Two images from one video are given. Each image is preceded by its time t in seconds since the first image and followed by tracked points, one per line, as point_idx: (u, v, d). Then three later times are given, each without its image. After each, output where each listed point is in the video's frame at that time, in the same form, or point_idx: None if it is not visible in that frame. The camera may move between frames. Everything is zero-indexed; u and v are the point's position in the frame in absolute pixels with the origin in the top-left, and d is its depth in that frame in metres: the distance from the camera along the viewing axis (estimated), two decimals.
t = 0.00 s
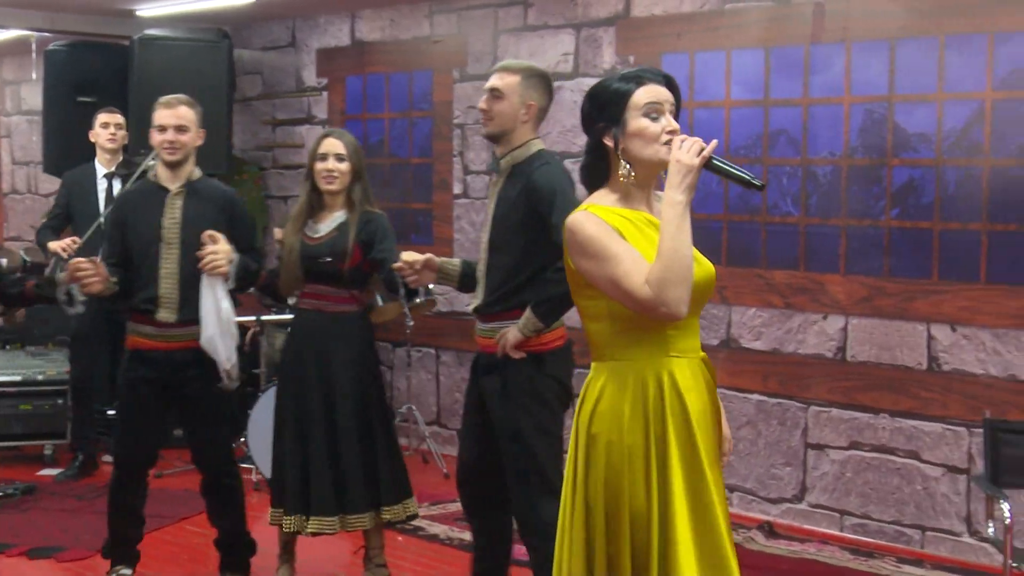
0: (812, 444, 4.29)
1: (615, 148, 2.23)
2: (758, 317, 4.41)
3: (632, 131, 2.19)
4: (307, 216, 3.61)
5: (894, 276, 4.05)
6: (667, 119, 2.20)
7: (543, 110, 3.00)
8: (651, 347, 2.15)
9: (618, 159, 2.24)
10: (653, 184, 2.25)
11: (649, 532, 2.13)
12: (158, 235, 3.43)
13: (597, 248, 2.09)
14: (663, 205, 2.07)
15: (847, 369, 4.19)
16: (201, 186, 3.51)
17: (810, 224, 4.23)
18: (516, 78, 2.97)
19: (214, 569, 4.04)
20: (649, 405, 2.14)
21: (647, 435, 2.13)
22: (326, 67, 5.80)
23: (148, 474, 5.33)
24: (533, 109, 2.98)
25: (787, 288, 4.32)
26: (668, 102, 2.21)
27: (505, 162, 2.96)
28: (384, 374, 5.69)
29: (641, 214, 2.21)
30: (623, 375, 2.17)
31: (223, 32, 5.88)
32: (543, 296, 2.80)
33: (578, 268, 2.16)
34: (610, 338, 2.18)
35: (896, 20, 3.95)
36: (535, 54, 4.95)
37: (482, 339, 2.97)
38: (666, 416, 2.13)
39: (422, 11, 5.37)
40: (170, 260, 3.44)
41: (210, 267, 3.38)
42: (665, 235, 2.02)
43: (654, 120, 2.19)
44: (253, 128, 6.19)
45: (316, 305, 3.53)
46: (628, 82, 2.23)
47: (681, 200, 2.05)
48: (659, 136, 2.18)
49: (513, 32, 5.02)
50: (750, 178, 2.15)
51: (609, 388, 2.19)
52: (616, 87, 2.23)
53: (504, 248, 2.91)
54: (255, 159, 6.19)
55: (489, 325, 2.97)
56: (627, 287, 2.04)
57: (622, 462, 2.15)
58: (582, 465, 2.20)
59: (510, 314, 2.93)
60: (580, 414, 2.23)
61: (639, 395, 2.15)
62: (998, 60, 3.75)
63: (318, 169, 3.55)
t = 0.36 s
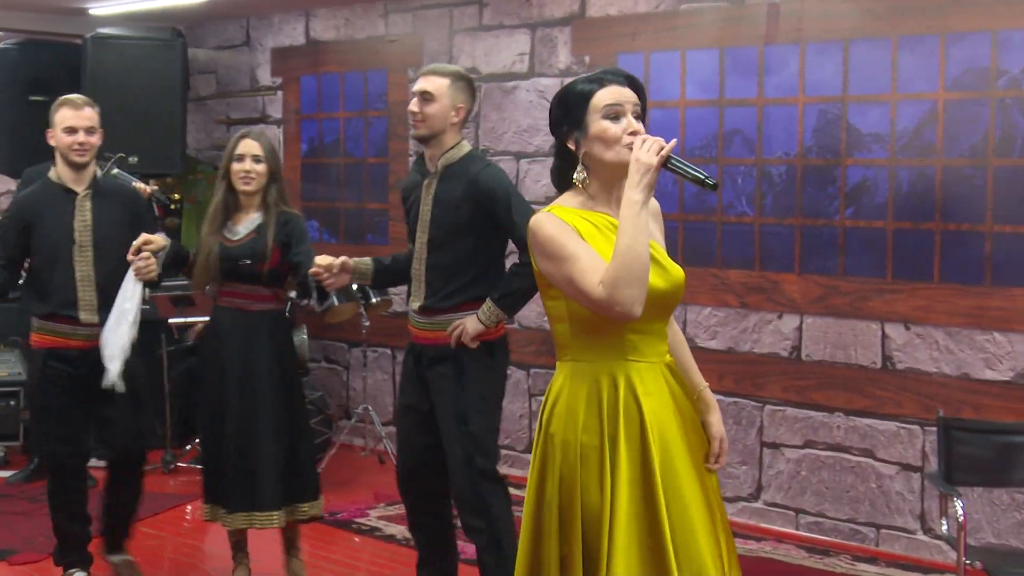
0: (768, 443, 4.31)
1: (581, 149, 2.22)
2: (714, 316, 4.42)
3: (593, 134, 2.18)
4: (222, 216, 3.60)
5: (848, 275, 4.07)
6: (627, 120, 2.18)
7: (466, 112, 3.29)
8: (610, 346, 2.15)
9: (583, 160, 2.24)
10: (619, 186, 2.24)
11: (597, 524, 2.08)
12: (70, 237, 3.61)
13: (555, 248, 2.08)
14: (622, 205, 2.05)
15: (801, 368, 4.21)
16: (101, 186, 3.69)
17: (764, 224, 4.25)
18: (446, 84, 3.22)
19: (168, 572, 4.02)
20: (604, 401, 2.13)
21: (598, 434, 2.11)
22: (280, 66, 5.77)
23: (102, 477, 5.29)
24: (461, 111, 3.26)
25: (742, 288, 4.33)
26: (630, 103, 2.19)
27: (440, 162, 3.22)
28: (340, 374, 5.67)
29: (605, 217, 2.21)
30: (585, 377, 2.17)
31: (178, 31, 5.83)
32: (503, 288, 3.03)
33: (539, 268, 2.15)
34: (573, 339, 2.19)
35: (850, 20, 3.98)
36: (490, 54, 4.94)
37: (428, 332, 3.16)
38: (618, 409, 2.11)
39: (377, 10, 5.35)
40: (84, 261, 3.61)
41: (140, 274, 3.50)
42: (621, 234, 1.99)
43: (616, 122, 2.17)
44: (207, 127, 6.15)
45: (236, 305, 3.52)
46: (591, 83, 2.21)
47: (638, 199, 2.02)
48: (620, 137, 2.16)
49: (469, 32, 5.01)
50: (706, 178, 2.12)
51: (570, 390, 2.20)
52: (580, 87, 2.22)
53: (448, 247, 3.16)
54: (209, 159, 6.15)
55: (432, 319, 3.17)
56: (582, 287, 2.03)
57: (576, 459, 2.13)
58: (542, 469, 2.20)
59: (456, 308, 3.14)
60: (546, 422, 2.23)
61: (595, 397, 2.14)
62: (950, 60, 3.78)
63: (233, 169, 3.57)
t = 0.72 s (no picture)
0: (728, 442, 4.32)
1: (581, 147, 2.23)
2: (674, 316, 4.42)
3: (597, 133, 2.18)
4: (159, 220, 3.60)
5: (808, 274, 4.08)
6: (631, 121, 2.19)
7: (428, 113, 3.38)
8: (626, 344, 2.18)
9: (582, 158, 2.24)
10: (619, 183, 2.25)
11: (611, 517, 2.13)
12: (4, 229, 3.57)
13: (561, 247, 2.10)
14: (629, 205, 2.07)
15: (761, 367, 4.22)
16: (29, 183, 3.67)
17: (724, 224, 4.26)
18: (410, 84, 3.33)
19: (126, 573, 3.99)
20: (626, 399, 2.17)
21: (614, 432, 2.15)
22: (240, 66, 5.75)
23: (59, 478, 5.24)
24: (424, 111, 3.36)
25: (703, 288, 4.34)
26: (634, 105, 2.20)
27: (404, 158, 3.29)
28: (301, 374, 5.64)
29: (604, 216, 2.22)
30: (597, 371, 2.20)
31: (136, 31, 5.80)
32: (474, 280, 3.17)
33: (542, 266, 2.17)
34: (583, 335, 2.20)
35: (809, 21, 3.99)
36: (451, 54, 4.93)
37: (394, 331, 3.21)
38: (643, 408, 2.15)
39: (337, 10, 5.32)
40: (19, 254, 3.58)
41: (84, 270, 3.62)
42: (631, 234, 2.02)
43: (619, 122, 2.18)
44: (166, 128, 6.12)
45: (181, 304, 3.54)
46: (595, 81, 2.21)
47: (648, 198, 2.05)
48: (623, 138, 2.18)
49: (429, 32, 5.00)
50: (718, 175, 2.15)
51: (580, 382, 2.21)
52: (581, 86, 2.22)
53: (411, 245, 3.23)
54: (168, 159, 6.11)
55: (396, 318, 3.22)
56: (593, 286, 2.05)
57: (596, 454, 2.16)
58: (551, 463, 2.21)
59: (426, 305, 3.21)
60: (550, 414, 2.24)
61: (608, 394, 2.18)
62: (909, 60, 3.80)
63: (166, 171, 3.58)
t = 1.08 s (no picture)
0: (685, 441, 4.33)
1: (605, 155, 2.25)
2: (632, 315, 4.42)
3: (628, 145, 2.23)
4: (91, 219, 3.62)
5: (765, 274, 4.10)
6: (649, 135, 2.27)
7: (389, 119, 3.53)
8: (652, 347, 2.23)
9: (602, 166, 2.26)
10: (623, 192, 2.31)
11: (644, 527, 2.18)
12: None
13: (596, 259, 2.12)
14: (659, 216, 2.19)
15: (718, 366, 4.23)
16: None
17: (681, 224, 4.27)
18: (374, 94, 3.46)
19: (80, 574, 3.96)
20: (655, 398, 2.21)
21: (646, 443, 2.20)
22: (196, 65, 5.72)
23: (14, 479, 5.20)
24: (388, 118, 3.50)
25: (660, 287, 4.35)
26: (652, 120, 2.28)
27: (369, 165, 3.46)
28: (258, 375, 5.62)
29: (615, 223, 2.26)
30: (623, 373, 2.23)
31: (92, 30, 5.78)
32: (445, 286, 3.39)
33: (568, 277, 2.18)
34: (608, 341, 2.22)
35: (765, 21, 4.01)
36: (408, 54, 4.93)
37: (365, 325, 3.38)
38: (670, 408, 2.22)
39: (294, 9, 5.30)
40: None
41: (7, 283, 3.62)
42: (674, 246, 2.12)
43: (643, 135, 2.25)
44: (122, 127, 6.08)
45: (113, 302, 3.56)
46: (622, 90, 2.25)
47: (679, 212, 2.17)
48: (647, 151, 2.25)
49: (387, 31, 4.99)
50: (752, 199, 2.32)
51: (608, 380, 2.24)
52: (610, 98, 2.24)
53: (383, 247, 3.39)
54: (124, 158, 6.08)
55: (367, 313, 3.38)
56: (633, 300, 2.09)
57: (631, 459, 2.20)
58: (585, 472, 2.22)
59: (398, 304, 3.39)
60: (573, 414, 2.27)
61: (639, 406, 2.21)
62: (865, 61, 3.82)
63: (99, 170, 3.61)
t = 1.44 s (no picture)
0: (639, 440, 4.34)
1: (616, 149, 2.25)
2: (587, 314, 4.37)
3: (638, 142, 2.26)
4: None
5: (718, 274, 4.11)
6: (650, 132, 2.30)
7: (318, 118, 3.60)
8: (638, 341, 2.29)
9: (610, 160, 2.26)
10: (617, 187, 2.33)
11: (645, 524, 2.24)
12: None
13: (629, 254, 2.13)
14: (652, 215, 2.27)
15: (672, 366, 4.25)
16: None
17: (635, 223, 4.28)
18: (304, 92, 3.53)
19: None
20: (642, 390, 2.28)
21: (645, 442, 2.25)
22: (147, 64, 5.69)
23: None
24: (318, 118, 3.57)
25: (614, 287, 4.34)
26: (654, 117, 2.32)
27: (296, 161, 3.52)
28: (211, 375, 5.59)
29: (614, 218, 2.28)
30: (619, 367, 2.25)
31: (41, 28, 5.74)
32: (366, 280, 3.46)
33: (582, 265, 2.17)
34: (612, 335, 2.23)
35: (717, 22, 4.03)
36: (361, 53, 4.90)
37: (282, 319, 3.43)
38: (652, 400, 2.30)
39: (246, 8, 5.28)
40: None
41: None
42: (673, 247, 2.20)
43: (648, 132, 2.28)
44: (72, 126, 6.02)
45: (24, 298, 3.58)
46: (637, 85, 2.26)
47: (672, 214, 2.27)
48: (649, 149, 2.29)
49: (339, 31, 4.97)
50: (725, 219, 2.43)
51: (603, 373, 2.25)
52: (626, 94, 2.23)
53: (305, 240, 3.45)
54: (74, 158, 6.03)
55: (283, 307, 3.44)
56: (661, 300, 2.13)
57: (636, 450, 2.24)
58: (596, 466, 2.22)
59: (315, 295, 3.44)
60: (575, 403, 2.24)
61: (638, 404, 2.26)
62: (816, 62, 3.85)
63: (11, 161, 3.60)
